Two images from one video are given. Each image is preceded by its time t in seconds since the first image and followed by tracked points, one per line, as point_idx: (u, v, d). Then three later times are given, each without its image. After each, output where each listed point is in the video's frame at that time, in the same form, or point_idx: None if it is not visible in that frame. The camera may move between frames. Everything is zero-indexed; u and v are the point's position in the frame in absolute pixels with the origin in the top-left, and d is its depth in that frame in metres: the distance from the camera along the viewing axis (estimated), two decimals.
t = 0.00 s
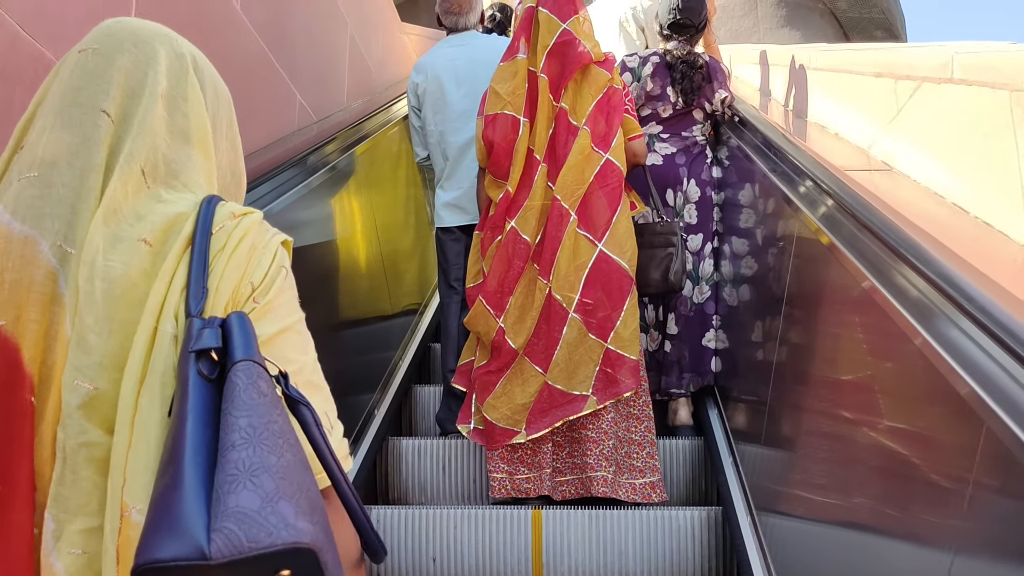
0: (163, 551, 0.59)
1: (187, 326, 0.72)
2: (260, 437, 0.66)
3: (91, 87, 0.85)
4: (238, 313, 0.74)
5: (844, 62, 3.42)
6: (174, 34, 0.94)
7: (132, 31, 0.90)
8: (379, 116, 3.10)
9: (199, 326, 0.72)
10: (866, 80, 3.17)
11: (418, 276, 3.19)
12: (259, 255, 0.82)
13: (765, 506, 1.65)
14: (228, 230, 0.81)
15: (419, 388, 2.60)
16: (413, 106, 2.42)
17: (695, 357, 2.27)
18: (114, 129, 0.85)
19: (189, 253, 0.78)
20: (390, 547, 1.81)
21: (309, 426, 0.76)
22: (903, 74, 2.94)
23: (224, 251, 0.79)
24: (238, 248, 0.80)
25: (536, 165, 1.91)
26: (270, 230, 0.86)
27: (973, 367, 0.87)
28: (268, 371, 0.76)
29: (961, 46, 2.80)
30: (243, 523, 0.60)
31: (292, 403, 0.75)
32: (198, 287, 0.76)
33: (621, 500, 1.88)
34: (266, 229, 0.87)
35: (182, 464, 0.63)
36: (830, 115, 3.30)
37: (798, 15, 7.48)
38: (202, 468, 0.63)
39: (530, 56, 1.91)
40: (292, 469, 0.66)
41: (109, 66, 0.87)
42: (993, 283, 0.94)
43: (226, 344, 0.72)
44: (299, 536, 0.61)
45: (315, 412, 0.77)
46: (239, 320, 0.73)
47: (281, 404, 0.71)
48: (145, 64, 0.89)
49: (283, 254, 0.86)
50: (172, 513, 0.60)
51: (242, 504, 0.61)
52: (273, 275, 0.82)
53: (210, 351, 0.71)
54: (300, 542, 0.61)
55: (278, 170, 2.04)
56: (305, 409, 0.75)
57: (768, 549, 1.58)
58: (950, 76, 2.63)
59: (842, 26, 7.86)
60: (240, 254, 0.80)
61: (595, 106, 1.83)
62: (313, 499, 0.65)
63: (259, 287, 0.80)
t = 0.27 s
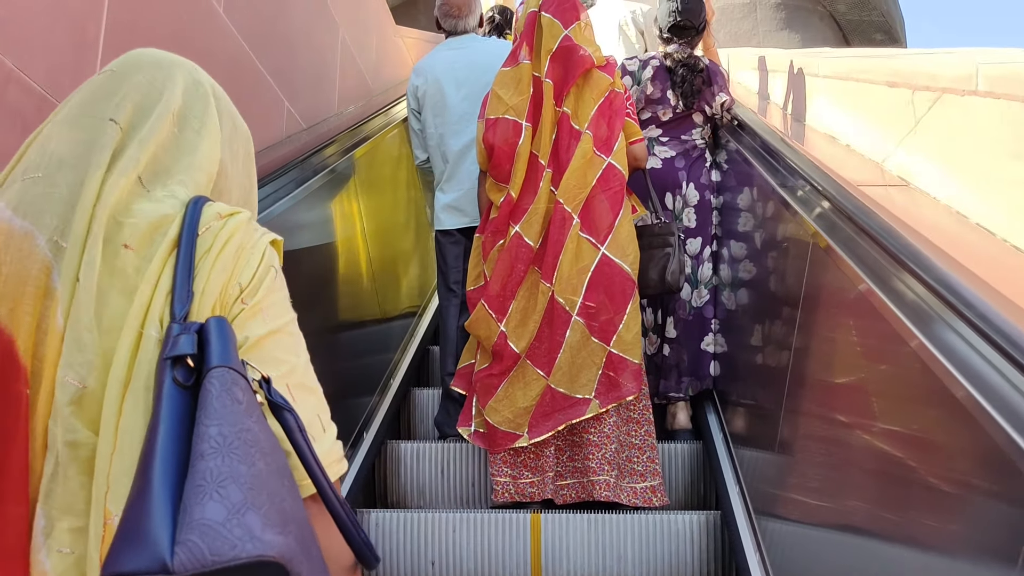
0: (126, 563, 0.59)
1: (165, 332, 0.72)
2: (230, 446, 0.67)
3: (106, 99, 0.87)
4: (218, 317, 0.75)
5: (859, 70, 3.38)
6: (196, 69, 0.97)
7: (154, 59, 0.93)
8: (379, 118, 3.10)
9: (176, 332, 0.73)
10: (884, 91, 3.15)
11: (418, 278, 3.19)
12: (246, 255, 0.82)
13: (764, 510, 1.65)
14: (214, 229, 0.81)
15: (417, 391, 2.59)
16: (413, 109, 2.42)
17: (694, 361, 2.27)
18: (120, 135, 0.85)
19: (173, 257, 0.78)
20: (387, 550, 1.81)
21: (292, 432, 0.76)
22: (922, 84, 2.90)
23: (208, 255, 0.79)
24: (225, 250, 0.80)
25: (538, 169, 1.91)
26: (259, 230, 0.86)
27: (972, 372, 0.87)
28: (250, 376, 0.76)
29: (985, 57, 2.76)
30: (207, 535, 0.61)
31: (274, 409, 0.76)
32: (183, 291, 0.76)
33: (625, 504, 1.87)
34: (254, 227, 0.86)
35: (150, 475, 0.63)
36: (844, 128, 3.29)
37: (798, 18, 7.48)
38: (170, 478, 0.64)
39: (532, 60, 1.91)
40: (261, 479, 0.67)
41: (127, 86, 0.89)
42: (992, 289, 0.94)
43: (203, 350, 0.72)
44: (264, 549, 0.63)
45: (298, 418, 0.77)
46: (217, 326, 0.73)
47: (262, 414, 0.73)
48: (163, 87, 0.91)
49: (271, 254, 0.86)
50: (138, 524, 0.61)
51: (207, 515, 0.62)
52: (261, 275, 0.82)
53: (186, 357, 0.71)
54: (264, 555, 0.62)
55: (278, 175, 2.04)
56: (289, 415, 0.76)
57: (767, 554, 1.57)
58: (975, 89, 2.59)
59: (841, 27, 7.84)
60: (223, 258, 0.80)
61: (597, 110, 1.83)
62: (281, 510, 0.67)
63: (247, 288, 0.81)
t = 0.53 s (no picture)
0: (119, 549, 0.59)
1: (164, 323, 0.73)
2: (226, 435, 0.66)
3: (115, 106, 0.87)
4: (218, 312, 0.75)
5: (867, 77, 3.14)
6: (203, 68, 0.96)
7: (162, 61, 0.93)
8: (379, 121, 3.10)
9: (175, 324, 0.73)
10: (897, 102, 2.91)
11: (418, 281, 3.19)
12: (250, 255, 0.82)
13: (765, 513, 1.64)
14: (218, 229, 0.81)
15: (418, 394, 2.59)
16: (414, 111, 2.42)
17: (694, 364, 2.27)
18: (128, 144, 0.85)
19: (178, 255, 0.78)
20: (387, 553, 1.80)
21: (291, 428, 0.76)
22: (943, 93, 2.67)
23: (212, 254, 0.79)
24: (228, 249, 0.80)
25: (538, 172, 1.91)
26: (264, 232, 0.86)
27: (973, 375, 0.87)
28: (250, 372, 0.77)
29: (1010, 69, 2.57)
30: (199, 521, 0.61)
31: (274, 404, 0.76)
32: (185, 288, 0.76)
33: (626, 507, 1.87)
34: (262, 232, 0.86)
35: (145, 463, 0.63)
36: (858, 140, 3.09)
37: (798, 22, 7.49)
38: (165, 466, 0.64)
39: (532, 64, 1.91)
40: (257, 468, 0.66)
41: (136, 91, 0.89)
42: (994, 295, 0.94)
43: (202, 342, 0.72)
44: (257, 536, 0.62)
45: (298, 415, 0.77)
46: (216, 320, 0.73)
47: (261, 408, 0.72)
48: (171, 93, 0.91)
49: (276, 256, 0.86)
50: (132, 511, 0.61)
51: (201, 501, 0.62)
52: (265, 276, 0.82)
53: (184, 349, 0.71)
54: (257, 542, 0.62)
55: (279, 178, 2.04)
56: (288, 410, 0.76)
57: (768, 557, 1.57)
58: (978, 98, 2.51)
59: (841, 31, 7.94)
60: (226, 257, 0.79)
61: (597, 114, 1.83)
62: (276, 499, 0.66)
63: (250, 288, 0.80)
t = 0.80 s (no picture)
0: (143, 544, 0.60)
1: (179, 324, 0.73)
2: (246, 433, 0.67)
3: (111, 123, 0.84)
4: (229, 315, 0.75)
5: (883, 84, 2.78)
6: (195, 49, 0.93)
7: (154, 55, 0.90)
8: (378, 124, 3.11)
9: (189, 326, 0.73)
10: (911, 110, 2.55)
11: (418, 283, 3.20)
12: (258, 262, 0.83)
13: (763, 516, 1.65)
14: (227, 238, 0.81)
15: (417, 396, 2.60)
16: (413, 114, 2.42)
17: (693, 367, 2.27)
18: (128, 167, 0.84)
19: (187, 260, 0.79)
20: (387, 555, 1.81)
21: (302, 430, 0.76)
22: (964, 104, 2.31)
23: (221, 260, 0.80)
24: (237, 256, 0.81)
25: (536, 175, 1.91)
26: (272, 240, 0.87)
27: (971, 380, 0.88)
28: (261, 375, 0.76)
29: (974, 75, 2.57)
30: (223, 516, 0.61)
31: (285, 406, 0.76)
32: (195, 294, 0.77)
33: (624, 511, 1.88)
34: (267, 238, 0.87)
35: (166, 460, 0.64)
36: (872, 151, 2.71)
37: (798, 24, 7.51)
38: (186, 463, 0.64)
39: (531, 66, 1.91)
40: (278, 464, 0.67)
41: (131, 100, 0.86)
42: (999, 300, 0.94)
43: (216, 343, 0.73)
44: (280, 530, 0.62)
45: (309, 417, 0.77)
46: (230, 323, 0.73)
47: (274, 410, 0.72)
48: (170, 97, 0.89)
49: (284, 263, 0.86)
50: (155, 507, 0.61)
51: (224, 497, 0.62)
52: (272, 283, 0.83)
53: (200, 350, 0.72)
54: (281, 536, 0.62)
55: (274, 186, 2.02)
56: (298, 413, 0.76)
57: (766, 559, 1.58)
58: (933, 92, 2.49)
59: (841, 34, 7.98)
60: (235, 263, 0.80)
61: (595, 117, 1.84)
62: (296, 496, 0.66)
63: (257, 294, 0.81)
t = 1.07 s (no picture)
0: (131, 546, 0.60)
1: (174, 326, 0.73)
2: (236, 434, 0.67)
3: (104, 130, 0.84)
4: (226, 315, 0.75)
5: (896, 92, 2.72)
6: (178, 42, 0.92)
7: (140, 53, 0.89)
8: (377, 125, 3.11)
9: (185, 327, 0.73)
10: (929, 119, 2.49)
11: (418, 284, 3.20)
12: (256, 264, 0.82)
13: (761, 517, 1.65)
14: (226, 239, 0.82)
15: (416, 397, 2.59)
16: (411, 114, 2.42)
17: (692, 368, 2.27)
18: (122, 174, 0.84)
19: (186, 261, 0.80)
20: (386, 557, 1.81)
21: (298, 430, 0.76)
22: (990, 114, 2.27)
23: (221, 259, 0.80)
24: (235, 257, 0.81)
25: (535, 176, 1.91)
26: (271, 241, 0.87)
27: (968, 385, 0.88)
28: (257, 375, 0.76)
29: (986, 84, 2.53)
30: (210, 518, 0.61)
31: (281, 407, 0.75)
32: (193, 295, 0.77)
33: (622, 512, 1.88)
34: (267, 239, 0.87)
35: (155, 462, 0.64)
36: (889, 163, 2.65)
37: (800, 24, 7.53)
38: (176, 464, 0.64)
39: (529, 67, 1.91)
40: (268, 466, 0.67)
41: (121, 104, 0.85)
42: (995, 308, 0.97)
43: (210, 344, 0.72)
44: (267, 533, 0.63)
45: (305, 417, 0.77)
46: (225, 323, 0.73)
47: (269, 411, 0.72)
48: (159, 97, 0.88)
49: (281, 264, 0.86)
50: (142, 508, 0.62)
51: (212, 499, 0.62)
52: (271, 283, 0.83)
53: (194, 351, 0.72)
54: (267, 538, 0.62)
55: (271, 188, 2.00)
56: (294, 412, 0.75)
57: (764, 560, 1.58)
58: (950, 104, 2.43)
59: (843, 35, 8.01)
60: (235, 261, 0.81)
61: (594, 117, 1.83)
62: (287, 497, 0.66)
63: (256, 294, 0.81)
